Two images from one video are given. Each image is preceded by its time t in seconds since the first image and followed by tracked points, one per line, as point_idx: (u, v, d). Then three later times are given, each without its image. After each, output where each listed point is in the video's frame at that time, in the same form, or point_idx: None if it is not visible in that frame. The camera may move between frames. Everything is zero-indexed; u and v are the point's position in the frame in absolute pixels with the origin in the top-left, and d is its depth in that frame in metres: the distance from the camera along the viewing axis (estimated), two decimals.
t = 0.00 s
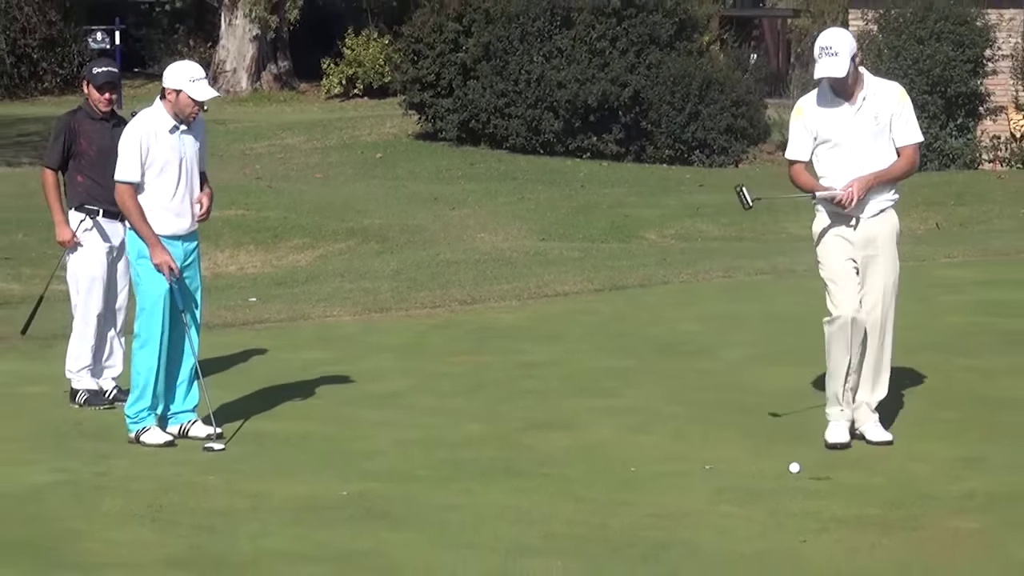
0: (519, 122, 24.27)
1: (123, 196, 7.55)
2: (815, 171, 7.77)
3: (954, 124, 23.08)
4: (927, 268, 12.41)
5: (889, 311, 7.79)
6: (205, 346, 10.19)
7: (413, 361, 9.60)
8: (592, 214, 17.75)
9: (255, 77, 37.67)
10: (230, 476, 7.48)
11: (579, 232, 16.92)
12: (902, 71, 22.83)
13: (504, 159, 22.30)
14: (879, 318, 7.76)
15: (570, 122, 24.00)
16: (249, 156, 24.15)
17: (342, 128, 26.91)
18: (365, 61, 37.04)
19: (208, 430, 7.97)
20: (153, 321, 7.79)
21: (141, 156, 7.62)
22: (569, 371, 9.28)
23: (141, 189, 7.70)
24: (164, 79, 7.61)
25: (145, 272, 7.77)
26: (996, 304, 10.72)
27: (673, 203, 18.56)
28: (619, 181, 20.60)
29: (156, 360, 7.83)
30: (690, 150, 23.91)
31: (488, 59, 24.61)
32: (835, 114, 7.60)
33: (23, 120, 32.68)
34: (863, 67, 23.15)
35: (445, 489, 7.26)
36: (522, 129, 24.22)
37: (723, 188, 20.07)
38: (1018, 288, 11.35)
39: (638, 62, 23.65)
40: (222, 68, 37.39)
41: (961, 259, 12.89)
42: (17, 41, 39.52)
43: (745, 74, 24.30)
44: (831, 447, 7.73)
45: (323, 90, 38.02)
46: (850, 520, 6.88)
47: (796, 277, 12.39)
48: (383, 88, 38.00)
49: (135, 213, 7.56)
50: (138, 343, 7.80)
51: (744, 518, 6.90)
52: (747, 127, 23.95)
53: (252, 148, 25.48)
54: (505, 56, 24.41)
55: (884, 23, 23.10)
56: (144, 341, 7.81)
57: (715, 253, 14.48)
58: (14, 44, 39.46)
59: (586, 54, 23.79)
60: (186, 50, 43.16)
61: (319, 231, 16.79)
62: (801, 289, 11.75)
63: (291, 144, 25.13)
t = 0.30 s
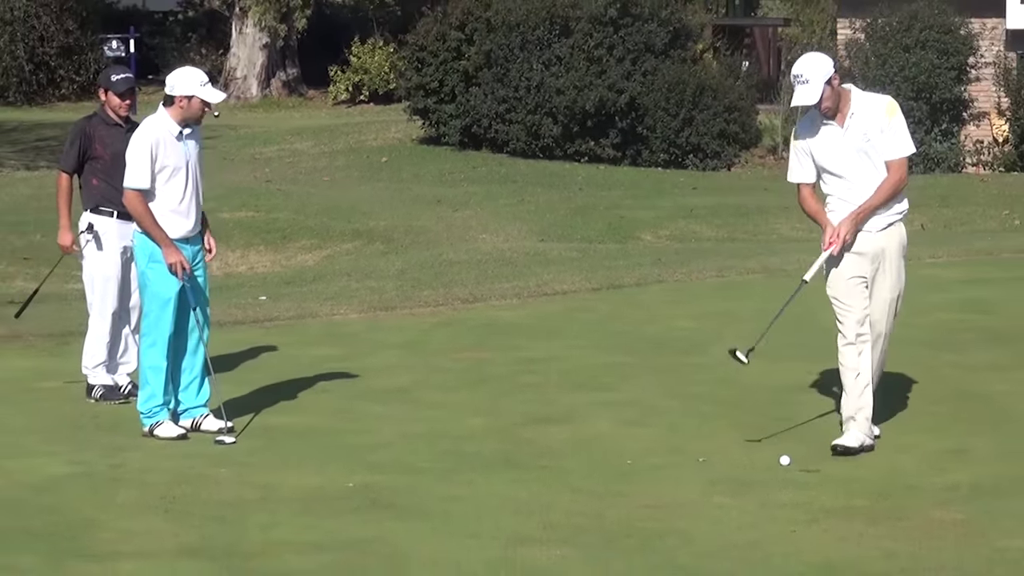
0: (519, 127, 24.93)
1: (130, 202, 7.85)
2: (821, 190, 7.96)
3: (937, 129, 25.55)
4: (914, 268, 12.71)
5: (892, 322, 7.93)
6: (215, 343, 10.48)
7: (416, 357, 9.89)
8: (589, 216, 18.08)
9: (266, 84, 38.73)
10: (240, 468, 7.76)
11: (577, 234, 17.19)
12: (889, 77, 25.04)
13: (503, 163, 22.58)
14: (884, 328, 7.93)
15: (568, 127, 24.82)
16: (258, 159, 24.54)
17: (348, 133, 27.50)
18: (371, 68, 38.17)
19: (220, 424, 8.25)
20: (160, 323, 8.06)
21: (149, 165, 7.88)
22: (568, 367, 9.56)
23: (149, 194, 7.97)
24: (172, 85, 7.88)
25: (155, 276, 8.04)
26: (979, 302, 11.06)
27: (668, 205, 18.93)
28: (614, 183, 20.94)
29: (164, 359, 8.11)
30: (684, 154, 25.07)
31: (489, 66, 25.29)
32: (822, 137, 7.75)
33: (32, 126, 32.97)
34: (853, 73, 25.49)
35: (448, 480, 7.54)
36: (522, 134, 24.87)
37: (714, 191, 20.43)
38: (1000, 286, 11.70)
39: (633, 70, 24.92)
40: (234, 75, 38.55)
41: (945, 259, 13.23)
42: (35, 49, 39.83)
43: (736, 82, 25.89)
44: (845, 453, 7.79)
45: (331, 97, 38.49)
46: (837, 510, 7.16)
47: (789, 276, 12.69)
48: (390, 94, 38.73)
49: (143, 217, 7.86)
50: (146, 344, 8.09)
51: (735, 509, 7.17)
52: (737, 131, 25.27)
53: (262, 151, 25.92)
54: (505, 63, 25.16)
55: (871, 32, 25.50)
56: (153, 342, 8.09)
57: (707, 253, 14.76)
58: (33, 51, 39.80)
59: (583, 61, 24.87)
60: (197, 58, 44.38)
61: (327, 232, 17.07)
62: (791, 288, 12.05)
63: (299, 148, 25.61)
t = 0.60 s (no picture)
0: (519, 133, 26.36)
1: (139, 205, 8.10)
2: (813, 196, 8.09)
3: (923, 135, 26.88)
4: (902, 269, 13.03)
5: (887, 320, 8.06)
6: (224, 341, 10.78)
7: (419, 355, 10.19)
8: (586, 218, 18.44)
9: (273, 92, 42.27)
10: (249, 461, 8.05)
11: (574, 235, 17.45)
12: (875, 84, 26.51)
13: (503, 167, 22.90)
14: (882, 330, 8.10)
15: (566, 133, 26.24)
16: (268, 164, 24.97)
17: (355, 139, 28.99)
18: (375, 76, 40.58)
19: (230, 419, 8.56)
20: (172, 322, 8.36)
21: (162, 173, 8.15)
22: (566, 364, 9.86)
23: (160, 198, 8.26)
24: (178, 90, 8.15)
25: (168, 278, 8.34)
26: (963, 303, 11.40)
27: (662, 207, 19.35)
28: (609, 186, 21.32)
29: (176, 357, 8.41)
30: (679, 159, 26.33)
31: (490, 74, 26.79)
32: (800, 156, 7.85)
33: (43, 133, 33.42)
34: (840, 80, 26.86)
35: (450, 474, 7.82)
36: (522, 139, 26.32)
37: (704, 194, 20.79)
38: (983, 288, 12.06)
39: (629, 78, 26.30)
40: (243, 84, 42.08)
41: (930, 261, 13.60)
42: (52, 58, 43.06)
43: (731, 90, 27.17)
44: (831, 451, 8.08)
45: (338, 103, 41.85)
46: (824, 501, 7.44)
47: (780, 276, 13.02)
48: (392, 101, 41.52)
49: (150, 219, 8.12)
50: (159, 343, 8.39)
51: (727, 500, 7.46)
52: (730, 137, 26.53)
53: (271, 156, 26.30)
54: (506, 70, 26.65)
55: (859, 41, 26.95)
56: (165, 342, 8.39)
57: (700, 254, 15.08)
58: (50, 60, 42.99)
59: (580, 70, 26.28)
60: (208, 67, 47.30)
61: (334, 233, 17.38)
62: (782, 288, 12.37)
63: (306, 152, 26.20)
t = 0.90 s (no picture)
0: (519, 138, 27.60)
1: (162, 209, 8.41)
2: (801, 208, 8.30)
3: (909, 139, 28.85)
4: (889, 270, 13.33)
5: (876, 317, 8.30)
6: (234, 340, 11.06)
7: (422, 352, 10.47)
8: (583, 220, 18.75)
9: (282, 98, 42.97)
10: (258, 455, 8.32)
11: (572, 236, 17.77)
12: (862, 90, 28.56)
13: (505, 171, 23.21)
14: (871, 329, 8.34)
15: (564, 138, 27.53)
16: (276, 168, 25.31)
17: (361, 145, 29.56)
18: (380, 83, 41.09)
19: (240, 414, 8.85)
20: (186, 321, 8.64)
21: (182, 173, 8.42)
22: (564, 361, 10.14)
23: (184, 200, 8.54)
24: (186, 96, 8.46)
25: (183, 278, 8.63)
26: (950, 304, 11.70)
27: (658, 209, 19.68)
28: (607, 188, 21.64)
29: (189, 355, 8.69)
30: (673, 163, 27.72)
31: (491, 81, 28.19)
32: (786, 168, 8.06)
33: (56, 138, 33.84)
34: (829, 86, 28.91)
35: (451, 468, 8.08)
36: (521, 144, 27.56)
37: (699, 196, 21.15)
38: (968, 288, 12.38)
39: (625, 86, 27.72)
40: (253, 90, 42.79)
41: (916, 261, 13.92)
42: (68, 65, 44.43)
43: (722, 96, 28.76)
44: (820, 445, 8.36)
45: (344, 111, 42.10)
46: (813, 491, 7.70)
47: (771, 276, 13.33)
48: (397, 107, 41.88)
49: (176, 221, 8.42)
50: (172, 341, 8.65)
51: (719, 490, 7.72)
52: (722, 141, 27.92)
53: (280, 160, 26.63)
54: (506, 78, 28.04)
55: (847, 49, 28.96)
56: (177, 341, 8.65)
57: (694, 255, 15.39)
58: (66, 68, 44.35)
59: (580, 78, 27.70)
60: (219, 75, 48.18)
61: (340, 235, 17.66)
62: (774, 287, 12.66)
63: (314, 156, 26.60)
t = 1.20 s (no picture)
0: (520, 143, 27.78)
1: (207, 209, 8.64)
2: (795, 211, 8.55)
3: (898, 144, 29.87)
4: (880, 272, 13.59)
5: (865, 316, 8.53)
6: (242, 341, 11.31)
7: (425, 351, 10.72)
8: (583, 223, 19.02)
9: (289, 104, 43.32)
10: (266, 453, 8.57)
11: (572, 238, 18.05)
12: (853, 96, 29.56)
13: (507, 176, 23.47)
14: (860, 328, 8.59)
15: (564, 144, 27.85)
16: (283, 172, 25.60)
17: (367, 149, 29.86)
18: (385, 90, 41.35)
19: (249, 412, 9.11)
20: (204, 323, 8.89)
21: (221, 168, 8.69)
22: (563, 360, 10.39)
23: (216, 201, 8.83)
24: (195, 103, 8.69)
25: (203, 281, 8.86)
26: (939, 304, 11.96)
27: (655, 212, 19.96)
28: (608, 192, 21.91)
29: (204, 355, 8.94)
30: (669, 168, 28.18)
31: (492, 88, 28.43)
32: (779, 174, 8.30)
33: (67, 144, 34.18)
34: (820, 93, 29.97)
35: (453, 465, 8.31)
36: (522, 149, 27.75)
37: (695, 199, 21.44)
38: (957, 289, 12.65)
39: (622, 92, 28.11)
40: (261, 97, 43.15)
41: (905, 263, 14.18)
42: (82, 73, 45.11)
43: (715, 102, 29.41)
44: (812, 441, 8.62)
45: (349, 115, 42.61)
46: (805, 485, 7.94)
47: (765, 277, 13.58)
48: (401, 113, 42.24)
49: (221, 221, 8.65)
50: (188, 341, 8.88)
51: (714, 485, 7.96)
52: (717, 147, 28.51)
53: (287, 164, 26.92)
54: (507, 86, 28.29)
55: (838, 57, 29.96)
56: (193, 342, 8.89)
57: (689, 257, 15.66)
58: (79, 76, 45.07)
59: (578, 85, 28.09)
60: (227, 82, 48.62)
61: (345, 238, 17.92)
62: (769, 288, 12.91)
63: (320, 160, 26.90)
